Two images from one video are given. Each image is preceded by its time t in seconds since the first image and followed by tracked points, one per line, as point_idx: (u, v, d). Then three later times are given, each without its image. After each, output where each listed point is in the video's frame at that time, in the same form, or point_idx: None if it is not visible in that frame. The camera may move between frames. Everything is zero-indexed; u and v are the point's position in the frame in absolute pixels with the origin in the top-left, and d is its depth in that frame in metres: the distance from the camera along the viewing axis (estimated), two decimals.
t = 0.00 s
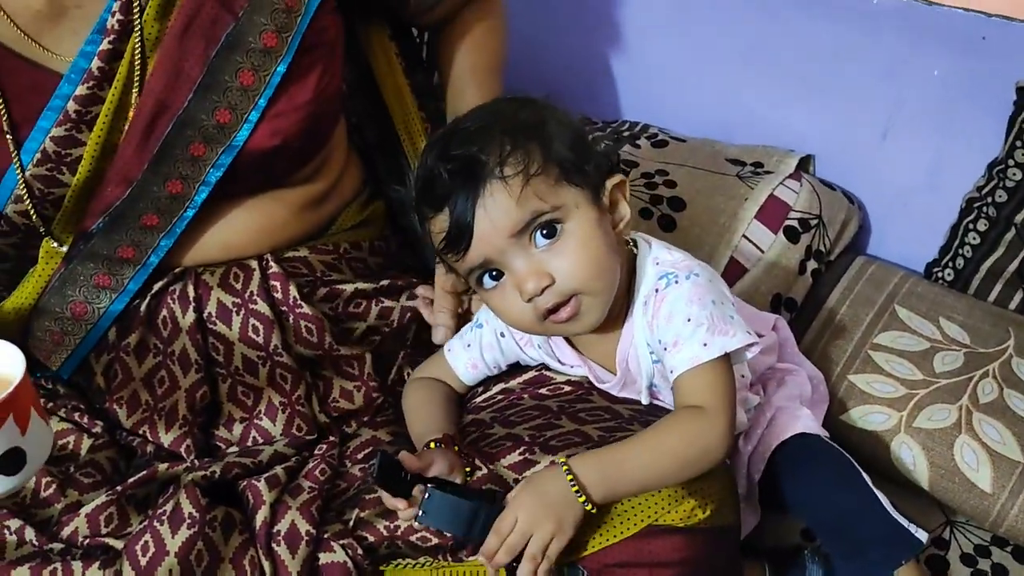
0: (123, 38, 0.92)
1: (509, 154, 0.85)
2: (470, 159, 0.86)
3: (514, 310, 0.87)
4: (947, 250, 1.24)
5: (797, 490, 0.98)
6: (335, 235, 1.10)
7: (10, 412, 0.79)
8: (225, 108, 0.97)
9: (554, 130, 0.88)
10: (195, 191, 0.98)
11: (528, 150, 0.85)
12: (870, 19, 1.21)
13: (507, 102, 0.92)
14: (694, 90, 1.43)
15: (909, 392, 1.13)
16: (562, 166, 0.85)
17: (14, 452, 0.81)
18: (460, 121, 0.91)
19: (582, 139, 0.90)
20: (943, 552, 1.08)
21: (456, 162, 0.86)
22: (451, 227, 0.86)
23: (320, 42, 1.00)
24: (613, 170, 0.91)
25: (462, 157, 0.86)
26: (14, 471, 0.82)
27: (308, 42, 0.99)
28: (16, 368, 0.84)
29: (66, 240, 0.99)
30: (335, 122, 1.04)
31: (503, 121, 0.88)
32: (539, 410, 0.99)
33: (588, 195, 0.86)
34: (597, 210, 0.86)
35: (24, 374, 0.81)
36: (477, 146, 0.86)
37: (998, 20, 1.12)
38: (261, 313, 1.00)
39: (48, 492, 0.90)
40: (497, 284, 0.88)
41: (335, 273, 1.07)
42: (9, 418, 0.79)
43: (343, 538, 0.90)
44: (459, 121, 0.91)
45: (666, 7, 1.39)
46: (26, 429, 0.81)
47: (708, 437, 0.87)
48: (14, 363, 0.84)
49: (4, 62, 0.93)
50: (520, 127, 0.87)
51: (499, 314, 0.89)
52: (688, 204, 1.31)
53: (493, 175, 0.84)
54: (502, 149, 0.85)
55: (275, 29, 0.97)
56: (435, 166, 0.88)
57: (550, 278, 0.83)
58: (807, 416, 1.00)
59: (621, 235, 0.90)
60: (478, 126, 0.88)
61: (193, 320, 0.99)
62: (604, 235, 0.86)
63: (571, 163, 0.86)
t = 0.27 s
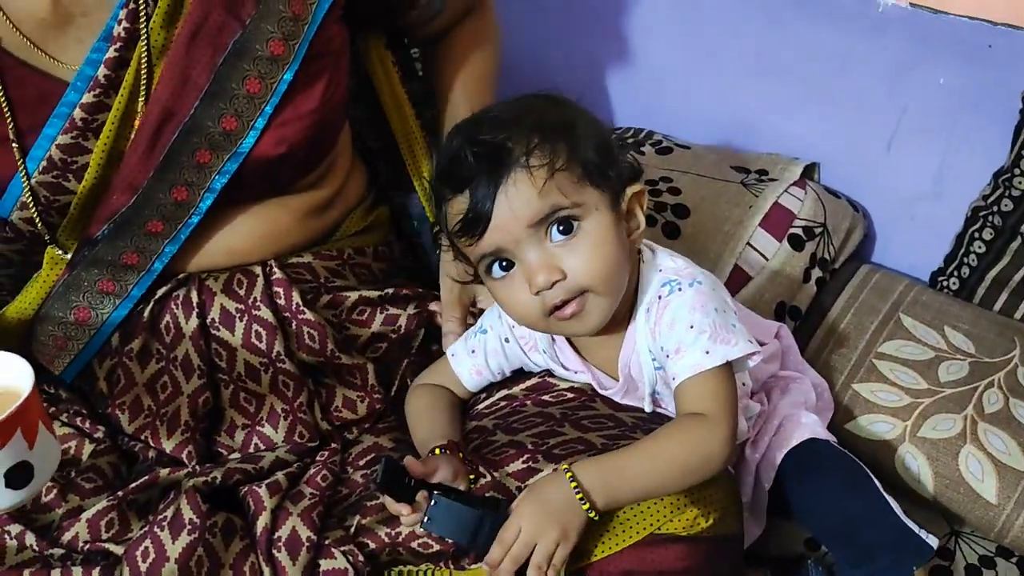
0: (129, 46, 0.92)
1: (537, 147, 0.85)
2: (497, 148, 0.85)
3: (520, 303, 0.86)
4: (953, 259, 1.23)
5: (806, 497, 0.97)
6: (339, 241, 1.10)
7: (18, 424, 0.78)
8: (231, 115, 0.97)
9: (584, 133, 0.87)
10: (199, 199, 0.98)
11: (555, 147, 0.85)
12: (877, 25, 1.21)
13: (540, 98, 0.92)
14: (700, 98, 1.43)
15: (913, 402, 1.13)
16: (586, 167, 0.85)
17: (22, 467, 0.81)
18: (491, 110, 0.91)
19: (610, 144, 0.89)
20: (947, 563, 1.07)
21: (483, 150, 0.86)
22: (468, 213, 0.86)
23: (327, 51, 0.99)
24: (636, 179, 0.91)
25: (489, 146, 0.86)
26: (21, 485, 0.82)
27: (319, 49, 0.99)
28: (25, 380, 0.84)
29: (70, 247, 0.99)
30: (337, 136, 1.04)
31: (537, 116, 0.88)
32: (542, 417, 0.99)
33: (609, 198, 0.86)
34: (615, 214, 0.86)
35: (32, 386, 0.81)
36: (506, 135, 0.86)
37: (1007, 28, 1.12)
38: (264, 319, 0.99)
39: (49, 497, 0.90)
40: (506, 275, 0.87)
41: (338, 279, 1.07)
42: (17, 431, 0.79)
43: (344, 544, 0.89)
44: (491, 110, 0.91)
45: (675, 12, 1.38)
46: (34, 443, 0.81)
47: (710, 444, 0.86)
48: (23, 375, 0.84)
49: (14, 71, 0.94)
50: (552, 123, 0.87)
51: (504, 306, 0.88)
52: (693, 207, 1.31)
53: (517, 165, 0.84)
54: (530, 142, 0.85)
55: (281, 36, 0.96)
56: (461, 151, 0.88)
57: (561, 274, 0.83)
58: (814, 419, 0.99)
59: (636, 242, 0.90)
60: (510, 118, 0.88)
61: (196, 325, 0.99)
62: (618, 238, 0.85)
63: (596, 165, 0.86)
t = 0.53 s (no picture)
0: (122, 57, 0.92)
1: (543, 159, 0.84)
2: (503, 156, 0.85)
3: (514, 314, 0.86)
4: (950, 271, 1.23)
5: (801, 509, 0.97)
6: (334, 250, 1.10)
7: (14, 437, 0.78)
8: (225, 126, 0.97)
9: (594, 149, 0.87)
10: (193, 210, 0.99)
11: (562, 160, 0.84)
12: (875, 37, 1.21)
13: (553, 107, 0.91)
14: (697, 109, 1.42)
15: (909, 415, 1.13)
16: (592, 184, 0.84)
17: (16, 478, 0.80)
18: (502, 116, 0.90)
19: (619, 161, 0.89)
20: None
21: (491, 157, 0.85)
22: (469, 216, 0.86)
23: (323, 61, 1.01)
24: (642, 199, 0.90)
25: (496, 154, 0.85)
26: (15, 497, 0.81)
27: (313, 57, 1.00)
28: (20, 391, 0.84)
29: (64, 258, 0.99)
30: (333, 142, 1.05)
31: (547, 127, 0.87)
32: (536, 430, 0.98)
33: (612, 217, 0.85)
34: (616, 233, 0.85)
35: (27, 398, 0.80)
36: (514, 146, 0.85)
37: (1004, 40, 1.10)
38: (258, 330, 0.99)
39: (40, 510, 0.90)
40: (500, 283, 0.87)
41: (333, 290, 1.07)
42: (12, 442, 0.79)
43: (335, 559, 0.87)
44: (501, 116, 0.90)
45: (674, 22, 1.38)
46: (28, 454, 0.80)
47: (707, 460, 0.86)
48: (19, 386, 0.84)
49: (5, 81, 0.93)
50: (562, 136, 0.86)
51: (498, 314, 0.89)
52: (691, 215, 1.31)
53: (521, 177, 0.83)
54: (537, 152, 0.84)
55: (276, 47, 0.97)
56: (468, 156, 0.87)
57: (553, 293, 0.83)
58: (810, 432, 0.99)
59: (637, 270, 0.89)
60: (520, 127, 0.87)
61: (189, 336, 0.98)
62: (615, 259, 0.85)
63: (602, 182, 0.85)
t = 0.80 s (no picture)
0: (113, 63, 0.92)
1: (509, 216, 0.84)
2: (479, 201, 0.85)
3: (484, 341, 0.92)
4: (948, 280, 1.22)
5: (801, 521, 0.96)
6: (329, 256, 1.09)
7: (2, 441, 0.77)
8: (218, 133, 0.97)
9: (583, 212, 0.84)
10: (186, 217, 0.99)
11: (531, 220, 0.83)
12: (872, 45, 1.20)
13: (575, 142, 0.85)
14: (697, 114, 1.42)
15: (906, 425, 1.12)
16: (565, 248, 0.84)
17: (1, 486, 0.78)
18: (522, 136, 0.86)
19: (616, 219, 0.85)
20: None
21: (476, 193, 0.86)
22: (449, 234, 0.90)
23: (317, 68, 1.01)
24: (630, 263, 0.87)
25: (482, 192, 0.85)
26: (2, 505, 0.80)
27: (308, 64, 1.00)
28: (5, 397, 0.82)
29: (55, 265, 0.98)
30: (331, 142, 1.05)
31: (544, 177, 0.84)
32: (534, 439, 0.98)
33: (572, 286, 0.86)
34: (576, 297, 0.87)
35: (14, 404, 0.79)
36: (501, 188, 0.84)
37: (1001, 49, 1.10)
38: (251, 336, 0.98)
39: (31, 517, 0.89)
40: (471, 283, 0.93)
41: (327, 296, 1.06)
42: None
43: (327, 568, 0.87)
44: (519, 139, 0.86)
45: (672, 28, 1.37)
46: (14, 461, 0.79)
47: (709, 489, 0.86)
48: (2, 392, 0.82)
49: None
50: (551, 190, 0.83)
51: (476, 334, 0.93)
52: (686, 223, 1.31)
53: (483, 232, 0.85)
54: (509, 206, 0.84)
55: (270, 53, 0.97)
56: (464, 180, 0.87)
57: (504, 338, 0.90)
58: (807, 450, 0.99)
59: (607, 321, 0.91)
60: (519, 168, 0.84)
61: (182, 343, 0.98)
62: (568, 319, 0.88)
63: (572, 249, 0.84)
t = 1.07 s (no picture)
0: (111, 59, 0.91)
1: (509, 244, 0.83)
2: (481, 222, 0.84)
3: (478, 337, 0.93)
4: (948, 281, 1.22)
5: (781, 546, 0.96)
6: (327, 252, 1.09)
7: None
8: (216, 130, 0.97)
9: (586, 248, 0.82)
10: (184, 214, 0.99)
11: (531, 251, 0.82)
12: (873, 46, 1.20)
13: (591, 172, 0.82)
14: (696, 116, 1.42)
15: (906, 426, 1.12)
16: (563, 279, 0.83)
17: None
18: (537, 154, 0.82)
19: (619, 253, 0.83)
20: None
21: (480, 210, 0.84)
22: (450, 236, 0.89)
23: (317, 67, 1.01)
24: (629, 297, 0.87)
25: (486, 211, 0.84)
26: None
27: (308, 61, 1.00)
28: None
29: (52, 262, 0.98)
30: (331, 138, 1.05)
31: (552, 209, 0.81)
32: (530, 437, 0.98)
33: (566, 313, 0.86)
34: (569, 322, 0.87)
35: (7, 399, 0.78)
36: (505, 211, 0.82)
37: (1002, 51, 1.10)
38: (248, 333, 0.98)
39: (26, 513, 0.89)
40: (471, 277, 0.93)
41: (325, 293, 1.06)
42: None
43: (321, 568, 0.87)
44: (533, 159, 0.82)
45: (674, 28, 1.37)
46: (9, 455, 0.78)
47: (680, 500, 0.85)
48: None
49: None
50: (558, 222, 0.81)
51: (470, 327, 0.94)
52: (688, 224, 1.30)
53: (480, 253, 0.85)
54: (511, 234, 0.82)
55: (269, 51, 0.97)
56: (471, 191, 0.85)
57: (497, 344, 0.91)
58: (795, 480, 0.99)
59: (603, 337, 0.91)
60: (528, 195, 0.82)
61: (179, 339, 0.97)
62: (561, 337, 0.88)
63: (569, 281, 0.84)
